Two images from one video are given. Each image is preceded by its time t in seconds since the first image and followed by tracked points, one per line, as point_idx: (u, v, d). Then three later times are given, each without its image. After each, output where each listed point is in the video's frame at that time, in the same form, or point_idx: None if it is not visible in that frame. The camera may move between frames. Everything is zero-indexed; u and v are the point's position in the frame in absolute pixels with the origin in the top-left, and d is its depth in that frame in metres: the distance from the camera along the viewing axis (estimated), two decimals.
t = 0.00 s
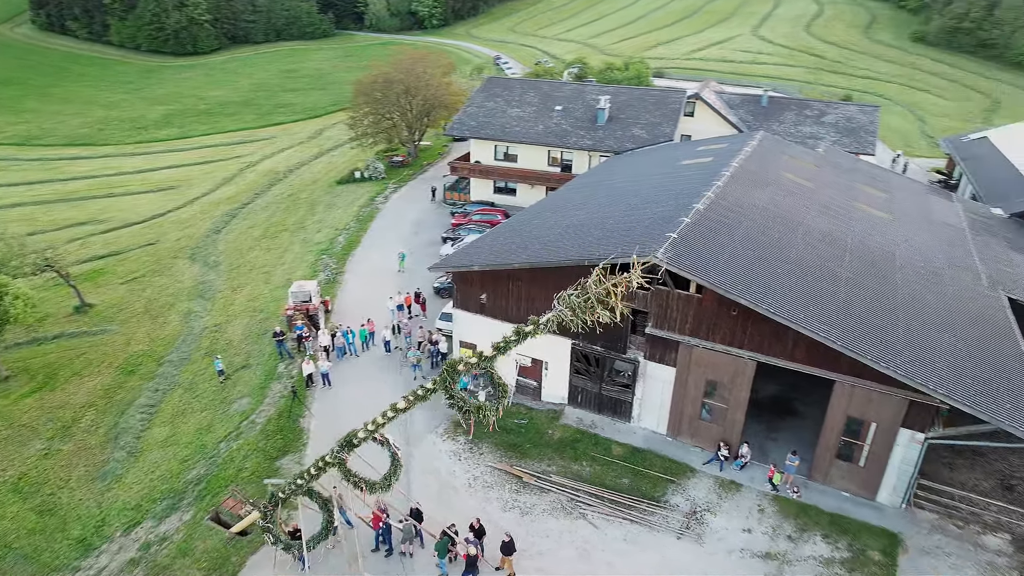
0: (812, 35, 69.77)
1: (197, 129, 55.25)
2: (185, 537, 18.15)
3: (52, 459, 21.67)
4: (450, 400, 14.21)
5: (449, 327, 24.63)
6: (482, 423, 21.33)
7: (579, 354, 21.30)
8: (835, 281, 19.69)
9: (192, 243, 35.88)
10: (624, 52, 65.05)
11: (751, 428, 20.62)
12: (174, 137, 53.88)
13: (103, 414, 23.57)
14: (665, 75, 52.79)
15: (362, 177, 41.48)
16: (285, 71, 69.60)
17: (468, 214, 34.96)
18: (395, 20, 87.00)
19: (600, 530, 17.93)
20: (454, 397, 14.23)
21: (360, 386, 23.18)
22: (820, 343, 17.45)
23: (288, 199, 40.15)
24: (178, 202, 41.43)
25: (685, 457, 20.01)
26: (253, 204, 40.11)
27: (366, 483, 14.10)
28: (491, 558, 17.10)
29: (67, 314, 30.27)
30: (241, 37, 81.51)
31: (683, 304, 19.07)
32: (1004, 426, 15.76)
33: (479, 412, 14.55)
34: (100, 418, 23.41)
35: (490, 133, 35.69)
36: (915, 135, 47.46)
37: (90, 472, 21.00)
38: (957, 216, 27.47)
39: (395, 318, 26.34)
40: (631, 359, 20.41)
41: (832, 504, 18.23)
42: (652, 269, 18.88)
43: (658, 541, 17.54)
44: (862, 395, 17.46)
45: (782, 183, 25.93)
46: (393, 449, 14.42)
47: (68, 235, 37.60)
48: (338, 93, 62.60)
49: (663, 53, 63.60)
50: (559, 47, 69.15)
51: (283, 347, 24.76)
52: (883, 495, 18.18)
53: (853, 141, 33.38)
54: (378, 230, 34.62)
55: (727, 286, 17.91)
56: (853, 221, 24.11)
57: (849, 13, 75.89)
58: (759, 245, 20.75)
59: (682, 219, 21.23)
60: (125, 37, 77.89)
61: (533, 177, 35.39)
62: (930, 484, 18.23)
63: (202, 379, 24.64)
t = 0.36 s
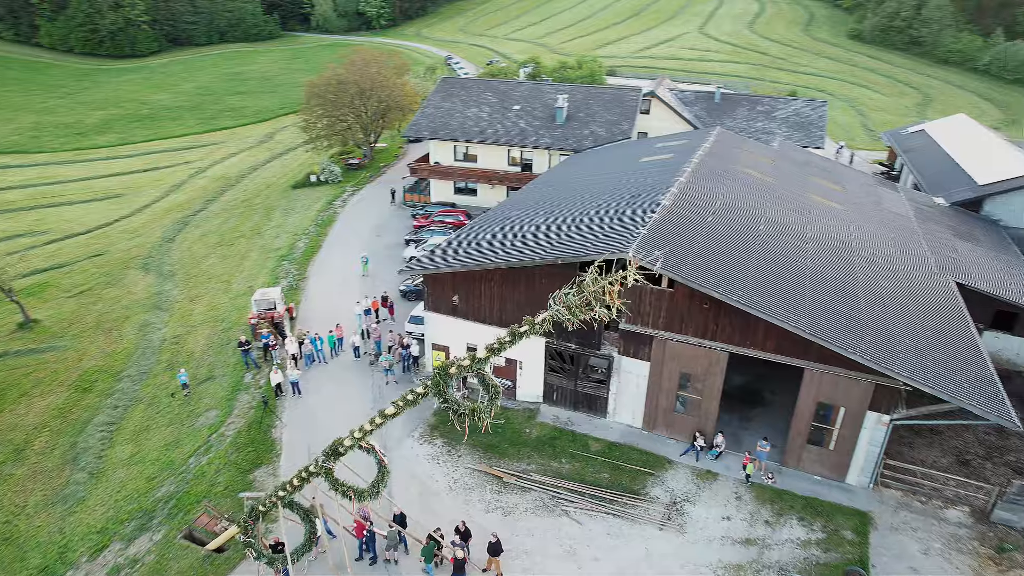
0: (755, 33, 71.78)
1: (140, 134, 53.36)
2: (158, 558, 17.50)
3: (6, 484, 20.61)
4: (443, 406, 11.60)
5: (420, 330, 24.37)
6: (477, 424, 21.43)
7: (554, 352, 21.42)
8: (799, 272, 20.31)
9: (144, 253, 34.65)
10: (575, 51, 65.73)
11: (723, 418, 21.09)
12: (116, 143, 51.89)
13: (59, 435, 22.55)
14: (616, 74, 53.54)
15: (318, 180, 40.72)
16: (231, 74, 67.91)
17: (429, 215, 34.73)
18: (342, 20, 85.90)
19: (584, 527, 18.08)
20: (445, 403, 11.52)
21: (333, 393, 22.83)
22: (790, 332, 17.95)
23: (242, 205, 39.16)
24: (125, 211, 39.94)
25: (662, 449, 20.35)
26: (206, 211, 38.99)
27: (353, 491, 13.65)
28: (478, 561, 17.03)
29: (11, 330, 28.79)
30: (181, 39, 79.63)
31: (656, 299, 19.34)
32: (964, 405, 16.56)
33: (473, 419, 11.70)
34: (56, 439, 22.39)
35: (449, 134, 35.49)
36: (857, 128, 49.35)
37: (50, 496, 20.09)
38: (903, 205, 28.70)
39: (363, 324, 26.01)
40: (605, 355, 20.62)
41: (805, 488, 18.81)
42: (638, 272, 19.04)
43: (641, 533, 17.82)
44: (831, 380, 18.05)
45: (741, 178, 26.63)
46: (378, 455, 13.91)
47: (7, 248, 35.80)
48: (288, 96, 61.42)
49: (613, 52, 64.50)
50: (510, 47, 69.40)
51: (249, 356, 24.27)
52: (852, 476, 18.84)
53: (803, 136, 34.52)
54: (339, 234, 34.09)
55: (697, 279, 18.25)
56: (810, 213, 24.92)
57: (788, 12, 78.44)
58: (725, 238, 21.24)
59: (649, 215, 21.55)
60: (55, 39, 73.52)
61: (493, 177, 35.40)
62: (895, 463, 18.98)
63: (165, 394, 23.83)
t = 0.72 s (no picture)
0: (699, 31, 73.48)
1: (78, 141, 51.15)
2: None
3: None
4: (437, 410, 11.36)
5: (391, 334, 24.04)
6: (471, 425, 21.13)
7: (528, 352, 21.48)
8: (764, 264, 20.87)
9: (90, 265, 33.26)
10: (525, 51, 66.09)
11: (696, 409, 21.52)
12: (52, 151, 49.61)
13: (13, 460, 21.48)
14: (567, 72, 54.03)
15: (272, 186, 39.81)
16: (171, 78, 65.77)
17: (390, 218, 34.36)
18: (287, 22, 84.35)
19: (568, 524, 18.20)
20: (439, 407, 11.28)
21: (301, 402, 22.37)
22: (760, 323, 18.43)
23: (193, 213, 38.00)
24: (67, 221, 38.24)
25: (639, 443, 20.63)
26: (155, 219, 37.68)
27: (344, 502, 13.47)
28: (466, 563, 16.96)
29: None
30: (115, 42, 76.50)
31: (629, 295, 19.57)
32: (925, 386, 17.28)
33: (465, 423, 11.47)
34: (9, 464, 21.31)
35: (406, 136, 35.17)
36: (801, 123, 51.05)
37: (7, 525, 19.11)
38: (852, 197, 29.80)
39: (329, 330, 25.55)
40: (580, 352, 20.78)
41: (778, 473, 19.35)
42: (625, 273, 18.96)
43: (624, 527, 18.05)
44: (800, 368, 18.63)
45: (701, 173, 27.21)
46: (365, 463, 13.74)
47: None
48: (234, 99, 59.88)
49: (562, 51, 65.09)
50: (459, 47, 69.35)
51: (213, 368, 23.59)
52: (822, 460, 19.47)
53: (754, 131, 35.52)
54: (298, 240, 33.44)
55: (670, 273, 18.56)
56: (768, 206, 25.60)
57: (729, 10, 80.54)
58: (691, 233, 21.65)
59: (616, 212, 21.77)
60: None
61: (453, 178, 35.24)
62: (861, 444, 19.70)
63: (125, 411, 22.96)
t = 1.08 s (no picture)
0: (642, 30, 74.78)
1: (5, 150, 48.47)
2: None
3: None
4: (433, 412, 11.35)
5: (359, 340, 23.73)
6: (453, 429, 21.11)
7: (501, 352, 21.43)
8: (728, 256, 21.38)
9: (30, 279, 31.59)
10: (472, 51, 66.05)
11: (668, 401, 21.90)
12: None
13: None
14: (516, 72, 54.23)
15: (222, 193, 38.68)
16: (104, 82, 63.08)
17: (348, 222, 33.81)
18: (225, 23, 82.11)
19: (551, 521, 18.29)
20: (434, 410, 11.26)
21: (272, 415, 21.95)
22: (730, 314, 18.86)
23: (139, 223, 36.57)
24: None
25: (614, 437, 20.89)
26: (98, 230, 36.09)
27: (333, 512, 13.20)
28: (453, 567, 16.86)
29: None
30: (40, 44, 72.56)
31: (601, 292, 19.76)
32: (887, 370, 18.00)
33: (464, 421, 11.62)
34: None
35: (361, 138, 34.66)
36: (745, 118, 52.56)
37: None
38: (802, 190, 30.86)
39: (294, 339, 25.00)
40: (553, 350, 20.88)
41: (750, 460, 19.89)
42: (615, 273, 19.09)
43: (606, 521, 18.25)
44: (769, 357, 19.18)
45: (659, 170, 27.70)
46: (352, 471, 13.51)
47: None
48: (174, 104, 57.91)
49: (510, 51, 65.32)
50: (405, 47, 68.86)
51: (174, 383, 22.82)
52: (792, 444, 20.10)
53: (705, 127, 36.40)
54: (253, 247, 32.59)
55: (641, 269, 18.81)
56: (726, 200, 26.26)
57: (670, 9, 82.25)
58: (657, 227, 21.99)
59: (582, 210, 21.94)
60: None
61: (410, 180, 34.82)
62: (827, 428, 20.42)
63: (81, 433, 21.94)
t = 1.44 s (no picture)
0: (584, 28, 75.63)
1: None
2: None
3: None
4: (428, 418, 11.26)
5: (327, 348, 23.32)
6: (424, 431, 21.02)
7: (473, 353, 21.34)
8: (693, 248, 21.78)
9: None
10: (417, 51, 65.58)
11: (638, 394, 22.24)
12: None
13: None
14: (464, 72, 54.11)
15: (166, 201, 37.35)
16: (27, 87, 59.77)
17: (302, 228, 33.12)
18: (157, 25, 79.16)
19: (534, 519, 18.34)
20: (430, 415, 11.17)
21: (239, 432, 21.28)
22: (698, 306, 19.26)
23: (78, 235, 34.88)
24: None
25: (589, 433, 21.09)
26: (32, 244, 34.22)
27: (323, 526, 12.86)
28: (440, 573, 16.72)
29: None
30: None
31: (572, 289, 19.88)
32: (850, 354, 18.72)
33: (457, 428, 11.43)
34: None
35: (313, 142, 33.94)
36: (689, 115, 53.81)
37: None
38: (753, 183, 31.83)
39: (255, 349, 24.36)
40: (525, 349, 20.95)
41: (722, 448, 20.39)
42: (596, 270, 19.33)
43: (588, 516, 18.42)
44: (736, 347, 19.72)
45: (617, 167, 28.07)
46: (339, 483, 13.17)
47: None
48: (106, 109, 55.45)
49: (455, 51, 65.11)
50: (348, 49, 67.84)
51: (132, 401, 21.98)
52: (760, 431, 20.71)
53: (655, 124, 37.12)
54: (204, 256, 31.59)
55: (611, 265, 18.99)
56: (683, 195, 26.81)
57: (610, 7, 83.46)
58: (623, 222, 22.23)
59: (547, 208, 22.02)
60: None
61: (366, 183, 34.42)
62: (791, 412, 21.12)
63: (32, 458, 20.78)
